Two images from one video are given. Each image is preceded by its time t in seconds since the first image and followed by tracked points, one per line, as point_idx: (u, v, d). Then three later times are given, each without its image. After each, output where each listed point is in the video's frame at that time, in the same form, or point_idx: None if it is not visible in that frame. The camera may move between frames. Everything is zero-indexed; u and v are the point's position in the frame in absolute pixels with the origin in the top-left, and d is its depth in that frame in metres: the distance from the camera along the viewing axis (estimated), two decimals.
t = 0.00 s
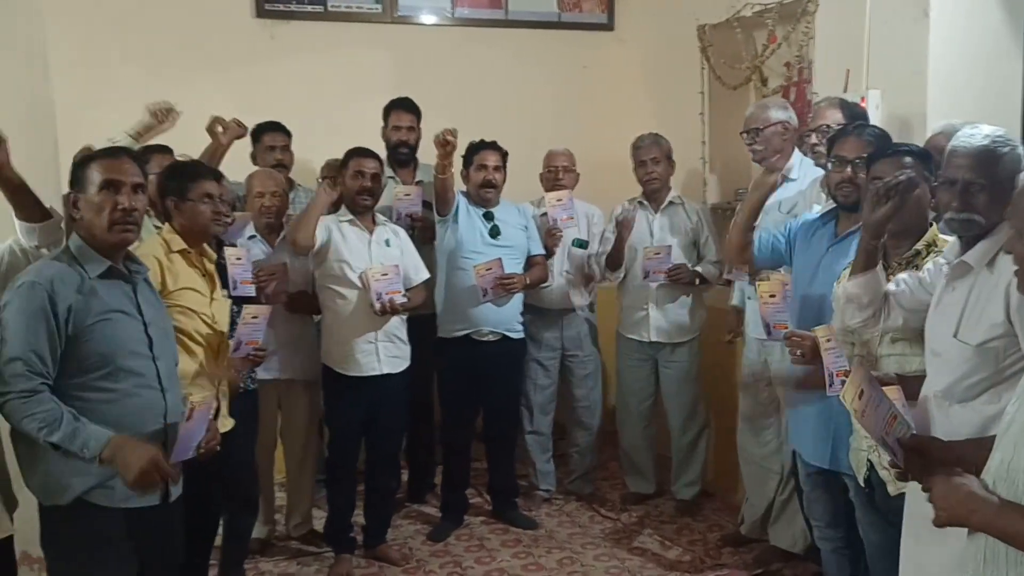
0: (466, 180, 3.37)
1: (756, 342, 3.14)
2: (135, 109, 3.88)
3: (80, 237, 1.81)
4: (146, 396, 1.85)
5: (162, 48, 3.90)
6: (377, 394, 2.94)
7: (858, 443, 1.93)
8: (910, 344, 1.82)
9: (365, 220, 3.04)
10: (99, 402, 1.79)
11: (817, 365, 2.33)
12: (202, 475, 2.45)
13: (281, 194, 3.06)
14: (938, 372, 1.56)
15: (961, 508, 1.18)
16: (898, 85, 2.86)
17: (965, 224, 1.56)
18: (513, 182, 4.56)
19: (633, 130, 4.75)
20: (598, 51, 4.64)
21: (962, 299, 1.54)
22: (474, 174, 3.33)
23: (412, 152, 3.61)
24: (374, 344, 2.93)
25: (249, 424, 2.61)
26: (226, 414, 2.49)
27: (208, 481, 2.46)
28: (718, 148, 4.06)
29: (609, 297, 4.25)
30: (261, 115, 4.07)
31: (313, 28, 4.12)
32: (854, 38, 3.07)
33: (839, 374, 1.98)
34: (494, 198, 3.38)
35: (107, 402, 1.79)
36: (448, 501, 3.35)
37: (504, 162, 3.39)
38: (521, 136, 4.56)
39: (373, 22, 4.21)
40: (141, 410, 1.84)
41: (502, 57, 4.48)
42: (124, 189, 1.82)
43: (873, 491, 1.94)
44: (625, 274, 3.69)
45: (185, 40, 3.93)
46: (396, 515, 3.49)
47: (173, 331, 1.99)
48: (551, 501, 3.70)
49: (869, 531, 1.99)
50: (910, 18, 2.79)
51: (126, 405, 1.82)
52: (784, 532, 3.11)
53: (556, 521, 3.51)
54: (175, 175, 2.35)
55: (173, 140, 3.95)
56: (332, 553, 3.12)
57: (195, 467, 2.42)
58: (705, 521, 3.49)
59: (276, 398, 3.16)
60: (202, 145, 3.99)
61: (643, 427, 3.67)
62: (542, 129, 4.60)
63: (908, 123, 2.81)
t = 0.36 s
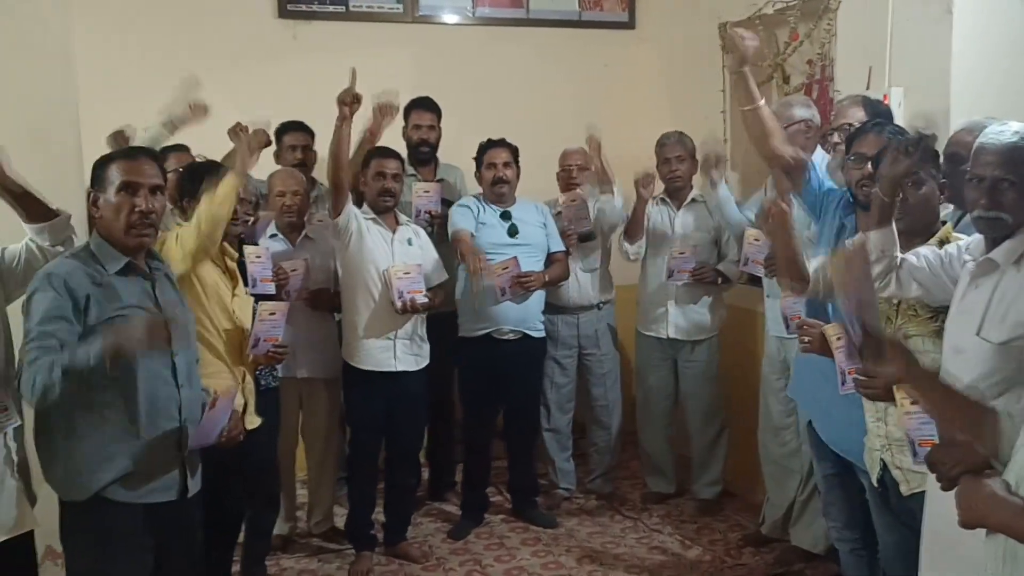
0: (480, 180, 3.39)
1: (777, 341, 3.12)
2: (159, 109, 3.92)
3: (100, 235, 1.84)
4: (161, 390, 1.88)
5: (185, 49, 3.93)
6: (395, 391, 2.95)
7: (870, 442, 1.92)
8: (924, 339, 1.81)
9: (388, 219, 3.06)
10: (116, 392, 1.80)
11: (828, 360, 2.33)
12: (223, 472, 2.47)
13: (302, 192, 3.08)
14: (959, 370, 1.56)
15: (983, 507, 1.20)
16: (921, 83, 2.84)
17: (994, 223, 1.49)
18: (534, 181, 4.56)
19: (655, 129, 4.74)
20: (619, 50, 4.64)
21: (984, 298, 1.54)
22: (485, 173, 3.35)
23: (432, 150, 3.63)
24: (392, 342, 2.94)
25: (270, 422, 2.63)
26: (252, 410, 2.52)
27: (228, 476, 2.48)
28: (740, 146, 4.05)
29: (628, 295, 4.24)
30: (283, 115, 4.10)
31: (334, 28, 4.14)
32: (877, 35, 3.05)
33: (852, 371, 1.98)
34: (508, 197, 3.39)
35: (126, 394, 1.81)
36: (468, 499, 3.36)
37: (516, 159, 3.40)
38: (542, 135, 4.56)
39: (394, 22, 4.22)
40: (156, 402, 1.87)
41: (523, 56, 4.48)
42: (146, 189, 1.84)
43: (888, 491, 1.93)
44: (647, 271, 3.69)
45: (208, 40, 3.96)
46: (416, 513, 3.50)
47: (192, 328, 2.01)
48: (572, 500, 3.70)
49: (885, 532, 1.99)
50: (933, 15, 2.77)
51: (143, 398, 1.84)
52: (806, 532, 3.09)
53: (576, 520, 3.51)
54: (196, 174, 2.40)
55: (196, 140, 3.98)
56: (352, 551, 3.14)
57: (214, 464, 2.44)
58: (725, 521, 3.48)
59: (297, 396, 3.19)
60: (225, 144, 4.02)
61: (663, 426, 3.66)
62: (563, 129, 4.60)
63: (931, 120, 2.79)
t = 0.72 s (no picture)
0: (496, 173, 3.38)
1: (795, 333, 3.10)
2: (177, 105, 3.94)
3: (115, 229, 1.86)
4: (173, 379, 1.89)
5: (203, 45, 3.95)
6: (412, 385, 2.96)
7: (887, 435, 1.91)
8: (940, 331, 1.75)
9: (406, 214, 3.06)
10: (124, 376, 1.84)
11: (843, 354, 2.32)
12: (242, 465, 2.49)
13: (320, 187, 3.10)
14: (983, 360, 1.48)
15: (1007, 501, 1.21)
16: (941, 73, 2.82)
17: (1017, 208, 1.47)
18: (552, 175, 4.55)
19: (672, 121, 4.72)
20: (637, 43, 4.63)
21: (1005, 295, 1.45)
22: (501, 166, 3.34)
23: (450, 144, 3.62)
24: (409, 336, 2.95)
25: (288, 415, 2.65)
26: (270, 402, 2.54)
27: (246, 470, 2.50)
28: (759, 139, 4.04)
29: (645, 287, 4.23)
30: (300, 110, 4.11)
31: (351, 22, 4.15)
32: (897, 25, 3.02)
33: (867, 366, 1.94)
34: (525, 190, 3.38)
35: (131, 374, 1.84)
36: (486, 492, 3.37)
37: (531, 153, 3.39)
38: (560, 129, 4.56)
39: (411, 17, 4.23)
40: (165, 391, 1.88)
41: (541, 49, 4.47)
42: (117, 96, 1.69)
43: (904, 485, 1.92)
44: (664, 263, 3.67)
45: (226, 36, 3.99)
46: (435, 506, 3.52)
47: (209, 320, 2.02)
48: (590, 494, 3.70)
49: (902, 526, 1.98)
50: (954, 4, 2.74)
51: (151, 387, 1.85)
52: (825, 525, 3.07)
53: (594, 513, 3.51)
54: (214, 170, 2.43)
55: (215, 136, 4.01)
56: (371, 544, 3.16)
57: (232, 458, 2.46)
58: (744, 515, 3.47)
59: (316, 390, 3.20)
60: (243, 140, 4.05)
61: (682, 419, 3.65)
62: (580, 122, 4.59)
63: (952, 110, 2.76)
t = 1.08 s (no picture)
0: (518, 168, 3.38)
1: (818, 329, 3.07)
2: (201, 100, 3.98)
3: (137, 224, 1.87)
4: (194, 367, 1.90)
5: (228, 41, 3.99)
6: (432, 379, 2.97)
7: (909, 432, 1.90)
8: (964, 328, 1.72)
9: (427, 209, 3.06)
10: (147, 359, 1.84)
11: (860, 348, 2.35)
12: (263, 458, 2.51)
13: (342, 181, 3.11)
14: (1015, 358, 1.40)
15: None
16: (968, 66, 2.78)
17: None
18: (574, 171, 4.54)
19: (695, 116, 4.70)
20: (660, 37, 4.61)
21: None
22: (523, 161, 3.34)
23: (472, 139, 3.62)
24: (429, 331, 2.95)
25: (309, 409, 2.67)
26: (291, 396, 2.55)
27: (268, 463, 2.51)
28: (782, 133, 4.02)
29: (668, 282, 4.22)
30: (323, 105, 4.13)
31: (374, 17, 4.16)
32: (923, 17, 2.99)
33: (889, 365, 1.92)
34: (546, 184, 3.38)
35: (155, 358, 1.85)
36: (507, 487, 3.37)
37: (553, 148, 3.39)
38: (583, 124, 4.55)
39: (433, 12, 4.24)
40: (186, 379, 1.89)
41: (564, 43, 4.47)
42: (134, 53, 1.68)
43: (926, 482, 1.90)
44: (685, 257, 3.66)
45: (249, 31, 4.01)
46: (456, 500, 3.53)
47: (230, 314, 2.04)
48: (611, 489, 3.70)
49: (924, 523, 1.96)
50: None
51: (172, 372, 1.86)
52: (847, 522, 3.04)
53: (615, 508, 3.51)
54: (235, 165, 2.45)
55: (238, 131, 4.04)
56: (392, 537, 3.17)
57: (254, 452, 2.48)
58: (766, 511, 3.45)
59: (338, 384, 3.22)
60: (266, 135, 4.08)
61: (703, 415, 3.64)
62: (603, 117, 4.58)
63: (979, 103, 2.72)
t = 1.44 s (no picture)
0: (540, 163, 3.37)
1: (840, 326, 3.05)
2: (224, 98, 4.01)
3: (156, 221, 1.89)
4: (215, 360, 1.91)
5: (249, 39, 4.02)
6: (452, 376, 2.97)
7: (936, 428, 1.88)
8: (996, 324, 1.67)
9: (446, 205, 3.06)
10: (169, 353, 1.85)
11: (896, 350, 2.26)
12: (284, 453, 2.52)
13: (363, 178, 3.12)
14: None
15: None
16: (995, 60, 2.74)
17: None
18: (595, 167, 4.53)
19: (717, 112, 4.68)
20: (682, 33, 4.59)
21: None
22: (545, 156, 3.33)
23: (492, 135, 3.62)
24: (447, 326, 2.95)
25: (329, 405, 2.68)
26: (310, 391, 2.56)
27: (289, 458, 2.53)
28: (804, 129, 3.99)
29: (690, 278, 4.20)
30: (344, 102, 4.14)
31: (395, 14, 4.17)
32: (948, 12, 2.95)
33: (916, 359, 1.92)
34: (567, 181, 3.37)
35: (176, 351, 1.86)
36: (526, 483, 3.37)
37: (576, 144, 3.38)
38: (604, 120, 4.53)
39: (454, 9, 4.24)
40: (206, 372, 1.90)
41: (585, 40, 4.46)
42: (153, 45, 1.71)
43: (951, 479, 1.89)
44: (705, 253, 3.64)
45: (271, 29, 4.04)
46: (476, 496, 3.53)
47: (250, 308, 2.05)
48: (631, 485, 3.69)
49: (950, 521, 1.95)
50: None
51: (193, 365, 1.87)
52: (869, 521, 3.02)
53: (635, 505, 3.50)
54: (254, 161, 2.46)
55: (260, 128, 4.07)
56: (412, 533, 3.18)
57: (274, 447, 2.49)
58: (788, 509, 3.43)
59: (358, 379, 3.22)
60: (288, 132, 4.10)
61: (724, 412, 3.62)
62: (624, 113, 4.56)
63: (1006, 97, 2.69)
